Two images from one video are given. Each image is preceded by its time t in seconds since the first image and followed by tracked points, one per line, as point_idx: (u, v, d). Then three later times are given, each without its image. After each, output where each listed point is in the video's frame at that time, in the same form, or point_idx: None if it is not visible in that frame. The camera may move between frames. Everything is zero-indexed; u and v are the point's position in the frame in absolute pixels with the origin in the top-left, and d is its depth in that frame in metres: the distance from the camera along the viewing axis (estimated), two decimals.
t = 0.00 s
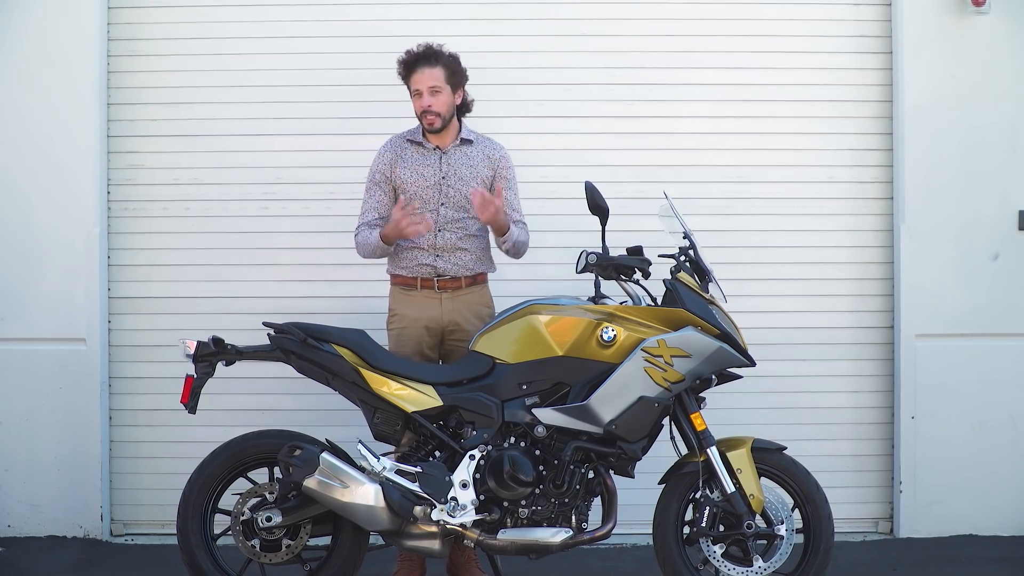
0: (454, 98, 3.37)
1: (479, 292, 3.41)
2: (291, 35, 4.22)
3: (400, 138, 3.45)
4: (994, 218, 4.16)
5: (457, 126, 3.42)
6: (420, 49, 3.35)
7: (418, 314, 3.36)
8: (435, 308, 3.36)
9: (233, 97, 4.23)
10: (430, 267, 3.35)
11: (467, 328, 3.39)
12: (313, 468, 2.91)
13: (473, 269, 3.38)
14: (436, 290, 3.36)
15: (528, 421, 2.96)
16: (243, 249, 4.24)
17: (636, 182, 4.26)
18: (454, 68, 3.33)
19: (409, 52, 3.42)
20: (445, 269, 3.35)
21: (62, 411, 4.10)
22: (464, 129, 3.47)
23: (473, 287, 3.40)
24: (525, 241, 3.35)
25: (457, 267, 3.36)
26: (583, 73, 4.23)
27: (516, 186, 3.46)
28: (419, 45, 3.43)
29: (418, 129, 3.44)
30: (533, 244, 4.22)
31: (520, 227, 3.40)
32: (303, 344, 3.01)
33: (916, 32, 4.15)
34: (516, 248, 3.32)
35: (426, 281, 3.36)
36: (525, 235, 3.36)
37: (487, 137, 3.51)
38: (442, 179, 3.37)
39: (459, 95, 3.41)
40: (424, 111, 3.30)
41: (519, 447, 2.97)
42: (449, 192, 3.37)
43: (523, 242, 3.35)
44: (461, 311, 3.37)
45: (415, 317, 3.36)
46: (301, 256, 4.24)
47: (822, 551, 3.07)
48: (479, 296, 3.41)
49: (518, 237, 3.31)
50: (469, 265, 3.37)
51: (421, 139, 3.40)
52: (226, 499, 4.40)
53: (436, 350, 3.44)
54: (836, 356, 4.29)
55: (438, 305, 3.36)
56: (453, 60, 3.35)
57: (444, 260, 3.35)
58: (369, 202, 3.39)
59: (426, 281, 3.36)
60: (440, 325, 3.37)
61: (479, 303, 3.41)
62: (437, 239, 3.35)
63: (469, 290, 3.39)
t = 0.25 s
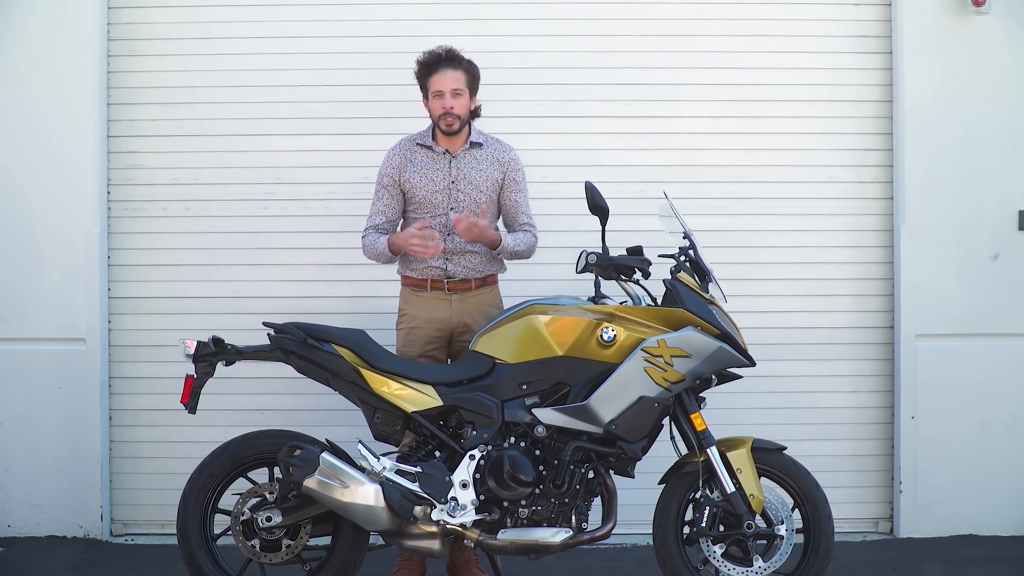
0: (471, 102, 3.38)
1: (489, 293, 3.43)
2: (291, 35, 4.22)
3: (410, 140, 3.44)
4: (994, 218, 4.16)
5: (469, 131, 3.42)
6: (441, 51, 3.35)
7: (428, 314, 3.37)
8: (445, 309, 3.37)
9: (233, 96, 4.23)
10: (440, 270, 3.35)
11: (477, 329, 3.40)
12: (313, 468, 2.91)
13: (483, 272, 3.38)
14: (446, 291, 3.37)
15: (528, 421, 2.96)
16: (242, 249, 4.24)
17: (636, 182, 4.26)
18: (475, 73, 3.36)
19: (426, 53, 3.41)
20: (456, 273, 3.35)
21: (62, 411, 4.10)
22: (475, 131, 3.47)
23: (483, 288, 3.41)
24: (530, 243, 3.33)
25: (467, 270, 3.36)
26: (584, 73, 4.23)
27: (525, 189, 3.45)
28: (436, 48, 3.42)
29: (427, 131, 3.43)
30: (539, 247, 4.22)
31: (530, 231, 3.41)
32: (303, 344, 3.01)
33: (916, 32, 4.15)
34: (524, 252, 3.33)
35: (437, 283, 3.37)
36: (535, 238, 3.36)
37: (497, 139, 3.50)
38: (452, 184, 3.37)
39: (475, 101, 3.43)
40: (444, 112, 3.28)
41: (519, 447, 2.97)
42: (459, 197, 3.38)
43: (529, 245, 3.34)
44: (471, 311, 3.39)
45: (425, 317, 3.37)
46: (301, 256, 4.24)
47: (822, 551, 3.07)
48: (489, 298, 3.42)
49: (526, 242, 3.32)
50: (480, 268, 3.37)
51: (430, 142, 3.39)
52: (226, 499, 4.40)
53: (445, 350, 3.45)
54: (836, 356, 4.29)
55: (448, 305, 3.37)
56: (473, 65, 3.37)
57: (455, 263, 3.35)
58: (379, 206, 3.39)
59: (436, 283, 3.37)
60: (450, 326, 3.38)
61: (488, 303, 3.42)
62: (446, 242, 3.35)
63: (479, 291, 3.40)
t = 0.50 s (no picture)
0: (479, 101, 3.40)
1: (497, 293, 3.43)
2: (291, 35, 4.22)
3: (417, 138, 3.45)
4: (994, 218, 4.16)
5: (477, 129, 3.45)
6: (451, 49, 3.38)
7: (436, 314, 3.37)
8: (454, 310, 3.37)
9: (233, 96, 4.23)
10: (448, 268, 3.35)
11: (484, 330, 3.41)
12: (312, 468, 2.91)
13: (490, 270, 3.39)
14: (455, 292, 3.37)
15: (528, 421, 2.97)
16: (242, 249, 4.24)
17: (637, 182, 4.26)
18: (483, 72, 3.39)
19: (436, 52, 3.43)
20: (464, 270, 3.35)
21: (62, 411, 4.10)
22: (481, 130, 3.49)
23: (491, 288, 3.42)
24: (536, 239, 3.35)
25: (474, 268, 3.36)
26: (584, 73, 4.23)
27: (532, 186, 3.46)
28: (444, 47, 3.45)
29: (435, 129, 3.44)
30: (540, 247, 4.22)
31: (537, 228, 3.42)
32: (303, 344, 3.01)
33: (916, 32, 4.15)
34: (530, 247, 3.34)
35: (445, 283, 3.37)
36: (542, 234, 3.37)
37: (504, 138, 3.52)
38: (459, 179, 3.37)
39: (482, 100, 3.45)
40: (455, 106, 3.29)
41: (519, 447, 2.97)
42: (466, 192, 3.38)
43: (535, 241, 3.35)
44: (479, 312, 3.39)
45: (434, 317, 3.37)
46: (301, 256, 4.24)
47: (822, 551, 3.07)
48: (497, 298, 3.43)
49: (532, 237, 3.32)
50: (486, 265, 3.38)
51: (438, 139, 3.40)
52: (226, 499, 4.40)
53: (452, 350, 3.45)
54: (836, 356, 4.29)
55: (456, 306, 3.37)
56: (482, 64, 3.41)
57: (462, 260, 3.36)
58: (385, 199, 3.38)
59: (445, 282, 3.37)
60: (459, 326, 3.38)
61: (496, 304, 3.42)
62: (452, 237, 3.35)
63: (487, 292, 3.41)
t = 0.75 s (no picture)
0: (484, 98, 3.39)
1: (498, 293, 3.43)
2: (291, 35, 4.22)
3: (423, 135, 3.45)
4: (994, 217, 4.16)
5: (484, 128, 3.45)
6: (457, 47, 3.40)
7: (438, 314, 3.37)
8: (457, 310, 3.37)
9: (233, 97, 4.23)
10: (451, 266, 3.35)
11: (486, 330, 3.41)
12: (313, 468, 2.91)
13: (493, 269, 3.39)
14: (458, 291, 3.37)
15: (528, 421, 2.96)
16: (242, 249, 4.24)
17: (637, 182, 4.26)
18: (488, 69, 3.38)
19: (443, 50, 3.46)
20: (467, 268, 3.36)
21: (62, 412, 4.10)
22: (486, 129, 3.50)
23: (492, 288, 3.42)
24: (541, 240, 3.35)
25: (477, 267, 3.36)
26: (584, 73, 4.23)
27: (536, 185, 3.48)
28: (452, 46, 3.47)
29: (441, 126, 3.45)
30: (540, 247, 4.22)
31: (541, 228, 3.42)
32: (303, 344, 3.01)
33: (916, 32, 4.15)
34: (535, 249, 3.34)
35: (447, 282, 3.37)
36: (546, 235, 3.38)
37: (509, 138, 3.53)
38: (466, 176, 3.37)
39: (488, 98, 3.44)
40: (457, 102, 3.29)
41: (519, 447, 2.97)
42: (472, 189, 3.37)
43: (541, 242, 3.35)
44: (481, 312, 3.39)
45: (436, 317, 3.37)
46: (301, 256, 4.24)
47: (822, 551, 3.07)
48: (499, 298, 3.43)
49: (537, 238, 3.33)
50: (489, 265, 3.38)
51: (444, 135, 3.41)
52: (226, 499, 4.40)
53: (454, 350, 3.45)
54: (836, 356, 4.29)
55: (458, 306, 3.37)
56: (487, 62, 3.40)
57: (465, 258, 3.36)
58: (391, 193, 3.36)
59: (447, 282, 3.37)
60: (461, 327, 3.39)
61: (497, 304, 3.43)
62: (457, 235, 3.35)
63: (489, 292, 3.41)
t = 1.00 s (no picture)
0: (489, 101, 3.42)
1: (498, 293, 3.43)
2: (291, 35, 4.22)
3: (424, 135, 3.45)
4: (994, 218, 4.16)
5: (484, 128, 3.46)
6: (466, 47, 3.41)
7: (438, 314, 3.37)
8: (456, 309, 3.37)
9: (233, 97, 4.23)
10: (451, 267, 3.35)
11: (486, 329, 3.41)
12: (313, 468, 2.91)
13: (493, 270, 3.39)
14: (457, 291, 3.37)
15: (528, 421, 2.96)
16: (242, 249, 4.24)
17: (637, 182, 4.26)
18: (495, 74, 3.42)
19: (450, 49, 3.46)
20: (468, 269, 3.36)
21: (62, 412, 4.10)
22: (487, 130, 3.51)
23: (492, 288, 3.42)
24: (544, 240, 3.35)
25: (477, 268, 3.36)
26: (584, 73, 4.23)
27: (537, 187, 3.49)
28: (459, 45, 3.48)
29: (442, 126, 3.44)
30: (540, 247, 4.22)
31: (541, 229, 3.43)
32: (303, 344, 3.01)
33: (916, 32, 4.15)
34: (537, 250, 3.34)
35: (447, 282, 3.37)
36: (546, 236, 3.38)
37: (510, 140, 3.54)
38: (466, 177, 3.37)
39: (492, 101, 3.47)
40: (465, 102, 3.30)
41: (519, 447, 2.97)
42: (472, 190, 3.37)
43: (544, 242, 3.36)
44: (481, 311, 3.39)
45: (435, 317, 3.37)
46: (301, 256, 4.24)
47: (821, 551, 3.07)
48: (499, 298, 3.43)
49: (538, 239, 3.33)
50: (490, 266, 3.38)
51: (444, 135, 3.41)
52: (226, 499, 4.40)
53: (453, 350, 3.45)
54: (836, 356, 4.29)
55: (458, 305, 3.37)
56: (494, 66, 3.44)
57: (465, 259, 3.35)
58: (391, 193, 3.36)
59: (447, 282, 3.37)
60: (460, 326, 3.39)
61: (497, 304, 3.43)
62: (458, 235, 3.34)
63: (489, 291, 3.41)
